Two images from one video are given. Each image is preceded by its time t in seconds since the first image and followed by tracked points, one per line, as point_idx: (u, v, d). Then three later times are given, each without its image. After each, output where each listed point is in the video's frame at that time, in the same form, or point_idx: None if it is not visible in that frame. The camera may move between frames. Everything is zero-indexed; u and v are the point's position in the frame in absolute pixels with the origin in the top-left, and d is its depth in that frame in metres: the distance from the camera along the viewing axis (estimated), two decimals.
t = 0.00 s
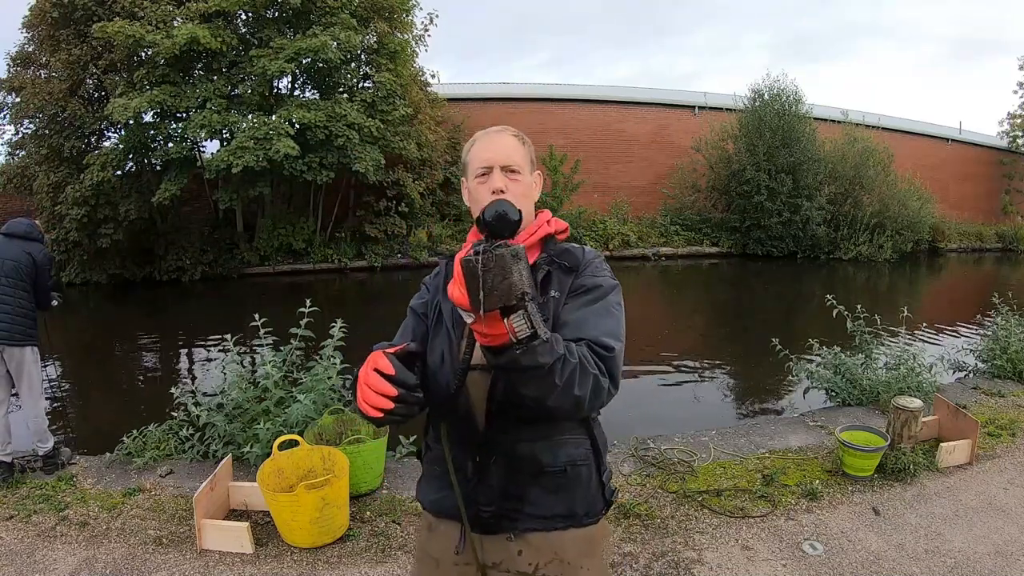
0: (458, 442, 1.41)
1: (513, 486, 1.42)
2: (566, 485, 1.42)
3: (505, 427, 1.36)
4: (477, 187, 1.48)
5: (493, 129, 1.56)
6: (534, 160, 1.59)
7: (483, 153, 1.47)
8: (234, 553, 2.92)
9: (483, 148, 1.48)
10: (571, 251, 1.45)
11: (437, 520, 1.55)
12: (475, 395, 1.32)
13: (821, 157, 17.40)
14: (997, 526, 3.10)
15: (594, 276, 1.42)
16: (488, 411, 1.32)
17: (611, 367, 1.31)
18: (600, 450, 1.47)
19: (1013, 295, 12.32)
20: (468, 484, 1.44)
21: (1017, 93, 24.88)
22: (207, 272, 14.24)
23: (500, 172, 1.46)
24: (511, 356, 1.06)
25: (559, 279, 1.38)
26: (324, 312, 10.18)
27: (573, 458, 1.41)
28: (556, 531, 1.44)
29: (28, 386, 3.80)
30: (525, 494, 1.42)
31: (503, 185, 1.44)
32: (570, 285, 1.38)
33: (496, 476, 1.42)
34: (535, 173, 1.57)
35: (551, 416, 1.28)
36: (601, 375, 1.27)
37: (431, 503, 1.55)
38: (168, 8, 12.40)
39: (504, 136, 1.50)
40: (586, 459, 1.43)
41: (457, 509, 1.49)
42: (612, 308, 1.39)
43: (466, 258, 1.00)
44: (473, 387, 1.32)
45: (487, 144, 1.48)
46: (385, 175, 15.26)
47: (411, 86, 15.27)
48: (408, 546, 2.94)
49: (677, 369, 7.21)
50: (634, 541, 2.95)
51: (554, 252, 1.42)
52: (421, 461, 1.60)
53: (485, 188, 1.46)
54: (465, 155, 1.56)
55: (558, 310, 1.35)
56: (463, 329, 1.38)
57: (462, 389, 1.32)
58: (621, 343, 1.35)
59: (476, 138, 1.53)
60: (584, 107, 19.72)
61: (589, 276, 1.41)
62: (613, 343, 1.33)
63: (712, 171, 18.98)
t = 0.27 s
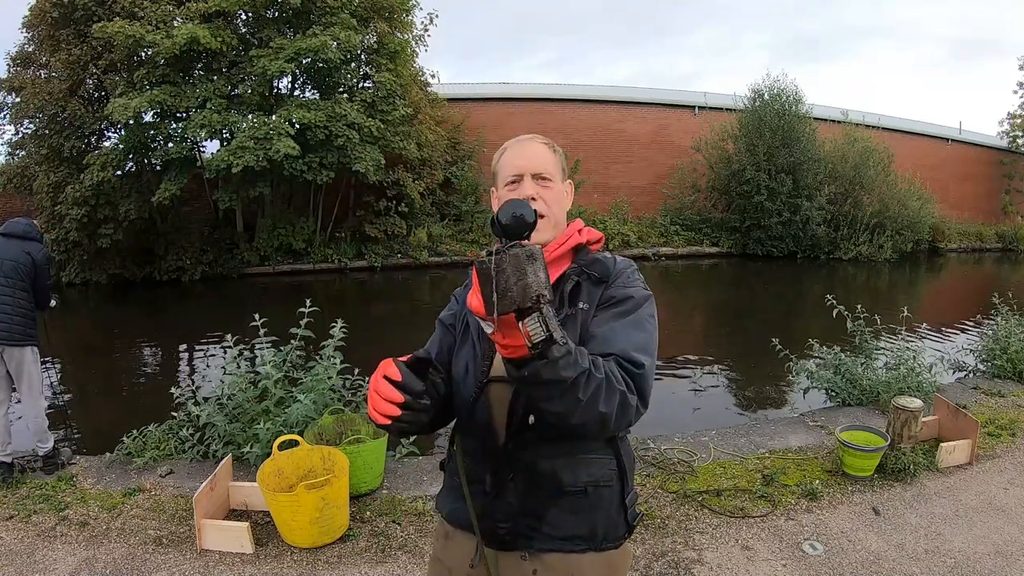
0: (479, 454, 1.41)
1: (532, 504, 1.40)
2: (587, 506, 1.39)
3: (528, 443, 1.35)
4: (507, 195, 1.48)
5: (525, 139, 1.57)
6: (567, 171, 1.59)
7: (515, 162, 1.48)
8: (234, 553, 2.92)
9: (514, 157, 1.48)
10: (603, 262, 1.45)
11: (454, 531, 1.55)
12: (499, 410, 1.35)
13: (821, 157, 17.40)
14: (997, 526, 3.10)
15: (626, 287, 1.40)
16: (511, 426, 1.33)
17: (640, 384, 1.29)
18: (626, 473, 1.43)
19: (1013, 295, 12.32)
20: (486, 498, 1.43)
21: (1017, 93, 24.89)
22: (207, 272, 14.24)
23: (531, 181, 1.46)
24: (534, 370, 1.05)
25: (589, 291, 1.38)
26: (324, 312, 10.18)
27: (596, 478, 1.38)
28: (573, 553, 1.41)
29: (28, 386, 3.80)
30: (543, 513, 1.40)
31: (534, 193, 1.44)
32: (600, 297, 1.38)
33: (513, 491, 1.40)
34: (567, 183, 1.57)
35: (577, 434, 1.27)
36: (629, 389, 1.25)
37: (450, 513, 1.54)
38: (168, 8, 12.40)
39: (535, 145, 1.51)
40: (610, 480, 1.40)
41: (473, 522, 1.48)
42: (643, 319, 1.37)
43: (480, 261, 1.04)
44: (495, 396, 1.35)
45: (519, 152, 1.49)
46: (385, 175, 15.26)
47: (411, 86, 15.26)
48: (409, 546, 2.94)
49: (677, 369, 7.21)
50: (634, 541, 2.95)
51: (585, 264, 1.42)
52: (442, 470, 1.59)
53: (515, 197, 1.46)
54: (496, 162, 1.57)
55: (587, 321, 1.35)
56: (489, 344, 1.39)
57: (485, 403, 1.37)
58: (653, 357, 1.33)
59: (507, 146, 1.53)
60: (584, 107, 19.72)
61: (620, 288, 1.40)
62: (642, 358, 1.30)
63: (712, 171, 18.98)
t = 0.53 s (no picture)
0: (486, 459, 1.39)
1: (538, 511, 1.40)
2: (594, 514, 1.39)
3: (537, 450, 1.36)
4: (521, 194, 1.48)
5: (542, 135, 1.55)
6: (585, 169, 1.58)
7: (530, 161, 1.47)
8: (234, 552, 2.92)
9: (530, 157, 1.48)
10: (623, 268, 1.44)
11: (457, 532, 1.55)
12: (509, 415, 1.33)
13: (821, 157, 17.40)
14: (996, 526, 3.10)
15: (644, 295, 1.40)
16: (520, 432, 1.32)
17: (655, 401, 1.30)
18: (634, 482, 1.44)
19: (1013, 295, 12.32)
20: (493, 504, 1.41)
21: (1017, 93, 24.89)
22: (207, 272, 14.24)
23: (546, 181, 1.45)
24: (545, 400, 1.10)
25: (606, 298, 1.38)
26: (324, 312, 10.18)
27: (604, 487, 1.39)
28: (578, 560, 1.41)
29: (27, 386, 3.80)
30: (549, 519, 1.40)
31: (548, 195, 1.44)
32: (618, 304, 1.38)
33: (518, 497, 1.40)
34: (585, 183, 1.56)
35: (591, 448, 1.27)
36: (642, 407, 1.27)
37: (453, 514, 1.54)
38: (168, 8, 12.40)
39: (552, 144, 1.50)
40: (617, 487, 1.40)
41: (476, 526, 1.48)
42: (660, 331, 1.37)
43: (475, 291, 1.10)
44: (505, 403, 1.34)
45: (536, 152, 1.48)
46: (385, 175, 15.26)
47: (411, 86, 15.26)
48: (409, 546, 2.94)
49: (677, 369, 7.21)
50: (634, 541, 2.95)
51: (603, 269, 1.42)
52: (446, 471, 1.59)
53: (529, 197, 1.46)
54: (512, 158, 1.56)
55: (603, 330, 1.36)
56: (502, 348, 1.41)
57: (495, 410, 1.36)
58: (668, 371, 1.33)
59: (523, 143, 1.53)
60: (584, 107, 19.72)
61: (638, 296, 1.39)
62: (658, 374, 1.31)
63: (712, 171, 18.98)
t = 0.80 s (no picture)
0: (484, 460, 1.38)
1: (535, 512, 1.40)
2: (591, 515, 1.40)
3: (535, 453, 1.36)
4: (526, 190, 1.49)
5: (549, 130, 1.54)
6: (591, 164, 1.57)
7: (535, 157, 1.47)
8: (234, 552, 2.92)
9: (535, 153, 1.48)
10: (627, 269, 1.42)
11: (453, 532, 1.54)
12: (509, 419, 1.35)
13: (821, 157, 17.40)
14: (996, 526, 3.10)
15: (649, 298, 1.39)
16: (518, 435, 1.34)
17: (655, 412, 1.30)
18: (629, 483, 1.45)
19: (1014, 295, 12.31)
20: (490, 506, 1.41)
21: (1017, 93, 24.90)
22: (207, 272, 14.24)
23: (551, 178, 1.45)
24: (537, 419, 1.14)
25: (609, 301, 1.38)
26: (324, 312, 10.18)
27: (600, 489, 1.39)
28: (574, 560, 1.41)
29: (27, 386, 3.79)
30: (546, 520, 1.40)
31: (552, 193, 1.45)
32: (620, 307, 1.37)
33: (515, 497, 1.40)
34: (591, 180, 1.56)
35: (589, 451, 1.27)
36: (641, 417, 1.27)
37: (449, 513, 1.54)
38: (168, 8, 12.40)
39: (559, 140, 1.49)
40: (614, 489, 1.41)
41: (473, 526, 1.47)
42: (662, 337, 1.36)
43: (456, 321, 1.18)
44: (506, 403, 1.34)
45: (542, 148, 1.48)
46: (385, 175, 15.26)
47: (411, 86, 15.25)
48: (409, 546, 2.94)
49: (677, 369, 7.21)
50: (634, 541, 2.95)
51: (607, 270, 1.41)
52: (443, 469, 1.59)
53: (534, 194, 1.47)
54: (518, 152, 1.56)
55: (605, 334, 1.36)
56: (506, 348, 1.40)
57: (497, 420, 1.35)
58: (669, 380, 1.33)
59: (529, 138, 1.53)
60: (584, 107, 19.72)
61: (642, 299, 1.38)
62: (660, 383, 1.31)
63: (712, 171, 18.98)
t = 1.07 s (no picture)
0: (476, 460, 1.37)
1: (527, 512, 1.40)
2: (583, 516, 1.40)
3: (528, 453, 1.35)
4: (521, 192, 1.48)
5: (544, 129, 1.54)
6: (588, 163, 1.57)
7: (530, 158, 1.47)
8: (234, 553, 2.92)
9: (531, 154, 1.47)
10: (623, 271, 1.43)
11: (446, 532, 1.54)
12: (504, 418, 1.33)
13: (821, 157, 17.40)
14: (996, 526, 3.10)
15: (644, 301, 1.39)
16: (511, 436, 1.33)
17: (648, 416, 1.31)
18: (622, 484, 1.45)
19: (1014, 295, 12.31)
20: (483, 505, 1.41)
21: (1017, 93, 24.90)
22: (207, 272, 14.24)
23: (546, 181, 1.45)
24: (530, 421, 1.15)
25: (605, 304, 1.38)
26: (324, 312, 10.18)
27: (593, 490, 1.39)
28: (565, 560, 1.41)
29: (26, 386, 3.79)
30: (538, 520, 1.40)
31: (548, 196, 1.44)
32: (616, 311, 1.37)
33: (507, 497, 1.39)
34: (587, 179, 1.55)
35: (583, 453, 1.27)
36: (635, 421, 1.27)
37: (441, 513, 1.54)
38: (168, 8, 12.40)
39: (555, 140, 1.49)
40: (607, 490, 1.41)
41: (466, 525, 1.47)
42: (657, 341, 1.37)
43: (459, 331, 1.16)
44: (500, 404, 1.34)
45: (537, 149, 1.47)
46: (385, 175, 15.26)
47: (411, 86, 15.25)
48: (408, 546, 2.94)
49: (677, 369, 7.21)
50: (634, 541, 2.95)
51: (602, 272, 1.41)
52: (436, 469, 1.59)
53: (530, 195, 1.46)
54: (513, 152, 1.55)
55: (600, 337, 1.36)
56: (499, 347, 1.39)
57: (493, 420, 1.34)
58: (662, 385, 1.34)
59: (524, 139, 1.52)
60: (584, 108, 19.73)
61: (637, 303, 1.39)
62: (654, 389, 1.32)
63: (712, 171, 18.98)
